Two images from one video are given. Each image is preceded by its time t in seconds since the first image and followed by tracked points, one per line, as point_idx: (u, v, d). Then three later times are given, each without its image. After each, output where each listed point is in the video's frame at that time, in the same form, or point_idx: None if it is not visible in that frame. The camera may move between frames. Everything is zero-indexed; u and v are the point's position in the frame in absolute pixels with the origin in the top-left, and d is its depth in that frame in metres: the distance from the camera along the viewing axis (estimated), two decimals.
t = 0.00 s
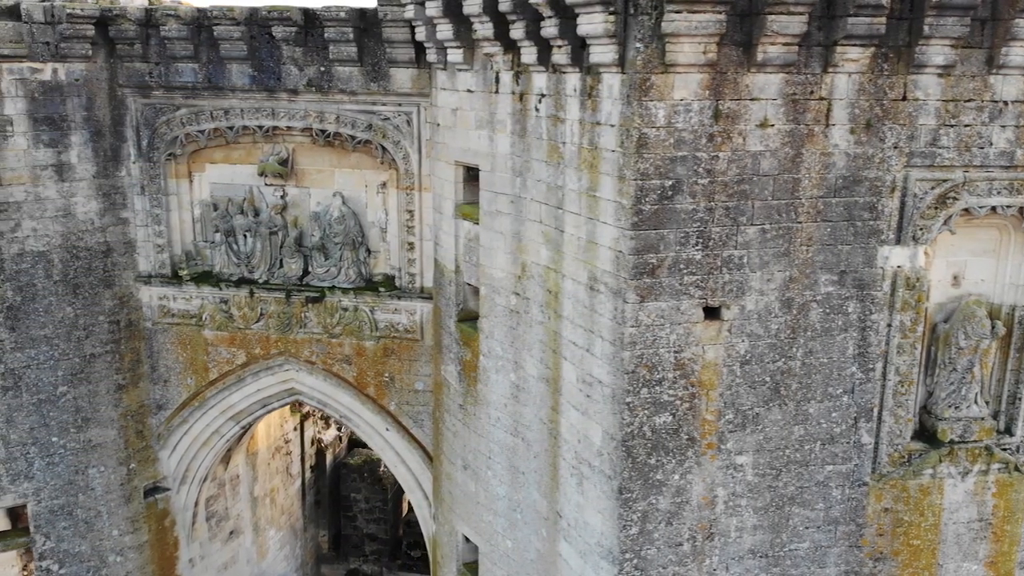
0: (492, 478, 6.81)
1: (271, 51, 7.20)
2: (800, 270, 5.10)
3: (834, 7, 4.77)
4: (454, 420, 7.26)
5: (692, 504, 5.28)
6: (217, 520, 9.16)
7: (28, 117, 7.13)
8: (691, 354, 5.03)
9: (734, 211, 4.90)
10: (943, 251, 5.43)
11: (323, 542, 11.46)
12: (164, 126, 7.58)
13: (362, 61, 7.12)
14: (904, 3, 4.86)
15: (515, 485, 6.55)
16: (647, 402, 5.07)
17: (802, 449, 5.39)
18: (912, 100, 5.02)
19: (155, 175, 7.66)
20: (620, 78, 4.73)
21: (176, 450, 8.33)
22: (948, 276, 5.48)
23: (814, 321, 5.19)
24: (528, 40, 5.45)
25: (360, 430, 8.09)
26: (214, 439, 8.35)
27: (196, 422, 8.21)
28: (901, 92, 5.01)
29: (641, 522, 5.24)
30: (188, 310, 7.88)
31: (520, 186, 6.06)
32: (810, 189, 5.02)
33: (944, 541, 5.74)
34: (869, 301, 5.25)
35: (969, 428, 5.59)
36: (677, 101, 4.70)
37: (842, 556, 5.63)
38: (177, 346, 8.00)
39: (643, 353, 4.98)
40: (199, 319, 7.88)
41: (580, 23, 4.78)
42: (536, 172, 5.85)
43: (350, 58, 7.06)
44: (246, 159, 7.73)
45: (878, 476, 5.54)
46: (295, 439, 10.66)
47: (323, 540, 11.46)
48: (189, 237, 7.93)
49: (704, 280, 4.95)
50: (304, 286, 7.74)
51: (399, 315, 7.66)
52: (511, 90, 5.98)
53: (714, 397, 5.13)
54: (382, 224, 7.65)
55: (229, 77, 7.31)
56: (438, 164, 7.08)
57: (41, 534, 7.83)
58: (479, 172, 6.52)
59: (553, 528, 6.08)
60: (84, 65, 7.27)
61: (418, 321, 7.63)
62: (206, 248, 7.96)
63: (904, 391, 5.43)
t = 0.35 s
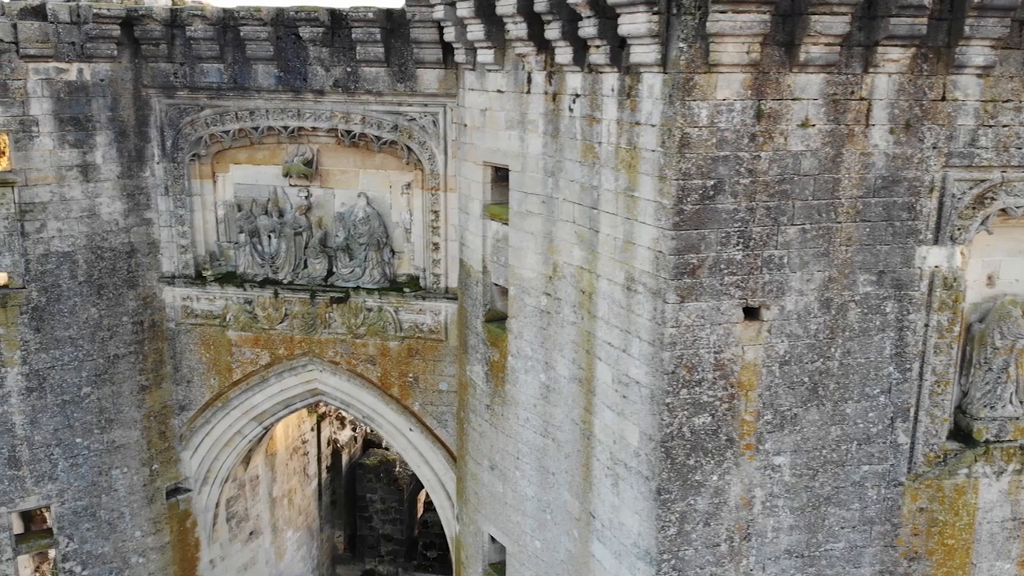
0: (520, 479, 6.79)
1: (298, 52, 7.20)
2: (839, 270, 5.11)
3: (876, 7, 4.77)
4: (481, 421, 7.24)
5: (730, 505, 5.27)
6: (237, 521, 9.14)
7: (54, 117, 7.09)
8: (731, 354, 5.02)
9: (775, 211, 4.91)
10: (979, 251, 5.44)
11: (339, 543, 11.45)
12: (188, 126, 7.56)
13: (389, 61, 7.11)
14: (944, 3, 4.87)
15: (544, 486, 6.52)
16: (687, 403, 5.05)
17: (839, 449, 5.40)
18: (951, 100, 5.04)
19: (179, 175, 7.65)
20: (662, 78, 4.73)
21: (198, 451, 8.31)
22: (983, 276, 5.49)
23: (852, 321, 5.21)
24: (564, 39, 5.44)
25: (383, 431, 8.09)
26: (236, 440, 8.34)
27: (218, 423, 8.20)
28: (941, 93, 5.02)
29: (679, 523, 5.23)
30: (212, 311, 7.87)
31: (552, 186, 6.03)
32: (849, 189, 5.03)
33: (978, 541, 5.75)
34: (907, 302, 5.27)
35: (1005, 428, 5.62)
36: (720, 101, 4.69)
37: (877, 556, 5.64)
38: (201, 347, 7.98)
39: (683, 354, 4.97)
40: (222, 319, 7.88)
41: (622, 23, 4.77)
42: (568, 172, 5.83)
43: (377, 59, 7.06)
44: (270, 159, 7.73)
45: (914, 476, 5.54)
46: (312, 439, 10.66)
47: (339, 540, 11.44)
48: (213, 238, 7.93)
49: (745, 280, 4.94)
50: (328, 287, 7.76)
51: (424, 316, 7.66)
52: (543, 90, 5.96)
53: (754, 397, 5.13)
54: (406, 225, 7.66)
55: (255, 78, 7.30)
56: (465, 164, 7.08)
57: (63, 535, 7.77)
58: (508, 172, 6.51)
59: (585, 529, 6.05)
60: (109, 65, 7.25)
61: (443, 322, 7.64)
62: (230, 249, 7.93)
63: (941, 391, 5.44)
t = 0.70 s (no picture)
0: (547, 480, 6.78)
1: (322, 53, 7.21)
2: (876, 270, 5.12)
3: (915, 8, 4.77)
4: (506, 421, 7.23)
5: (767, 505, 5.28)
6: (256, 522, 9.13)
7: (78, 118, 7.07)
8: (769, 355, 5.03)
9: (814, 211, 4.92)
10: (1012, 252, 5.46)
11: (353, 543, 11.45)
12: (211, 127, 7.55)
13: (414, 62, 7.11)
14: (981, 5, 4.88)
15: (573, 486, 6.50)
16: (725, 404, 5.05)
17: (874, 449, 5.41)
18: (988, 101, 5.05)
19: (201, 176, 7.63)
20: (702, 78, 4.73)
21: (218, 452, 8.29)
22: (1016, 276, 5.52)
23: (888, 321, 5.22)
24: (598, 40, 5.41)
25: (405, 431, 8.09)
26: (257, 441, 8.33)
27: (239, 424, 8.19)
28: (977, 93, 5.03)
29: (716, 524, 5.23)
30: (234, 312, 7.86)
31: (582, 187, 6.00)
32: (887, 189, 5.04)
33: (1010, 540, 5.78)
34: (942, 302, 5.28)
35: None
36: (760, 101, 4.69)
37: (910, 555, 5.65)
38: (223, 348, 7.97)
39: (721, 354, 4.96)
40: (245, 320, 7.88)
41: (662, 23, 4.77)
42: (599, 172, 5.80)
43: (403, 60, 7.05)
44: (293, 160, 7.74)
45: (947, 476, 5.56)
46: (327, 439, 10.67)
47: (354, 541, 11.44)
48: (235, 239, 7.92)
49: (784, 280, 4.95)
50: (351, 287, 7.77)
51: (447, 316, 7.66)
52: (574, 91, 5.94)
53: (791, 398, 5.14)
54: (429, 226, 7.67)
55: (280, 78, 7.30)
56: (490, 165, 7.08)
57: (86, 537, 7.74)
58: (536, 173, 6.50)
59: (616, 530, 6.02)
60: (133, 65, 7.23)
61: (465, 322, 7.64)
62: (253, 249, 7.93)
63: (975, 391, 5.45)
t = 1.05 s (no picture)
0: (570, 481, 6.76)
1: (342, 54, 7.20)
2: (907, 270, 5.16)
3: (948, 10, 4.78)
4: (526, 422, 7.21)
5: (798, 505, 5.29)
6: (270, 524, 9.10)
7: (97, 119, 7.04)
8: (802, 356, 5.05)
9: (847, 212, 4.94)
10: None
11: (363, 544, 11.43)
12: (229, 128, 7.54)
13: (435, 63, 7.11)
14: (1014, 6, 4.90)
15: (597, 487, 6.49)
16: (758, 405, 5.05)
17: (903, 449, 5.44)
18: (1018, 102, 5.09)
19: (219, 177, 7.61)
20: (737, 80, 4.74)
21: (234, 454, 8.26)
22: None
23: (918, 322, 5.26)
24: (627, 41, 5.40)
25: (423, 432, 8.08)
26: (273, 442, 8.31)
27: (255, 426, 8.17)
28: (1007, 95, 5.07)
29: (748, 524, 5.23)
30: (251, 313, 7.86)
31: (608, 187, 5.97)
32: (919, 190, 5.07)
33: None
34: (972, 302, 5.33)
35: None
36: (796, 102, 4.71)
37: (937, 554, 5.69)
38: (239, 349, 7.96)
39: (756, 355, 4.97)
40: (262, 321, 7.87)
41: (697, 25, 4.76)
42: (626, 173, 5.79)
43: (423, 61, 7.05)
44: (311, 162, 7.74)
45: (975, 475, 5.60)
46: (338, 441, 10.67)
47: (363, 541, 11.42)
48: (252, 240, 7.91)
49: (817, 281, 4.97)
50: (369, 289, 7.77)
51: (465, 317, 7.66)
52: (600, 92, 5.93)
53: (823, 398, 5.16)
54: (448, 226, 7.68)
55: (299, 79, 7.30)
56: (510, 166, 7.09)
57: (103, 540, 7.70)
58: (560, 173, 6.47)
59: (643, 530, 6.01)
60: (152, 66, 7.20)
61: (484, 323, 7.64)
62: (270, 250, 7.92)
63: (1003, 390, 5.50)
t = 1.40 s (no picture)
0: (591, 481, 6.74)
1: (360, 55, 7.19)
2: (936, 270, 5.19)
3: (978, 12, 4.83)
4: (545, 423, 7.19)
5: (827, 505, 5.31)
6: (282, 526, 9.09)
7: (113, 121, 7.00)
8: (833, 356, 5.07)
9: (878, 212, 4.97)
10: None
11: (371, 546, 11.54)
12: (245, 129, 7.52)
13: (453, 64, 7.10)
14: None
15: (619, 488, 6.48)
16: (790, 405, 5.07)
17: (930, 448, 5.48)
18: None
19: (235, 178, 7.59)
20: (770, 80, 4.76)
21: (248, 456, 8.24)
22: None
23: (946, 321, 5.29)
24: (655, 42, 5.40)
25: (438, 433, 8.07)
26: (288, 444, 8.29)
27: (270, 427, 8.15)
28: None
29: (779, 524, 5.25)
30: (266, 315, 7.85)
31: (632, 188, 5.95)
32: (948, 190, 5.10)
33: None
34: (998, 301, 5.37)
35: None
36: (829, 103, 4.73)
37: (962, 552, 5.73)
38: (255, 351, 7.94)
39: (788, 356, 4.98)
40: (278, 323, 7.86)
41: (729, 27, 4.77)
42: (651, 174, 5.77)
43: (442, 62, 7.04)
44: (327, 163, 7.75)
45: (999, 473, 5.64)
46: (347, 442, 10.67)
47: (371, 544, 11.53)
48: (267, 242, 7.89)
49: (849, 281, 5.00)
50: (386, 290, 7.76)
51: (482, 318, 7.65)
52: (624, 93, 5.93)
53: (853, 398, 5.18)
54: (464, 227, 7.69)
55: (317, 81, 7.28)
56: (529, 167, 7.09)
57: (118, 544, 7.66)
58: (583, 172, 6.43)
59: (669, 531, 6.01)
60: (168, 67, 7.17)
61: (500, 324, 7.63)
62: (286, 252, 7.91)
63: None
